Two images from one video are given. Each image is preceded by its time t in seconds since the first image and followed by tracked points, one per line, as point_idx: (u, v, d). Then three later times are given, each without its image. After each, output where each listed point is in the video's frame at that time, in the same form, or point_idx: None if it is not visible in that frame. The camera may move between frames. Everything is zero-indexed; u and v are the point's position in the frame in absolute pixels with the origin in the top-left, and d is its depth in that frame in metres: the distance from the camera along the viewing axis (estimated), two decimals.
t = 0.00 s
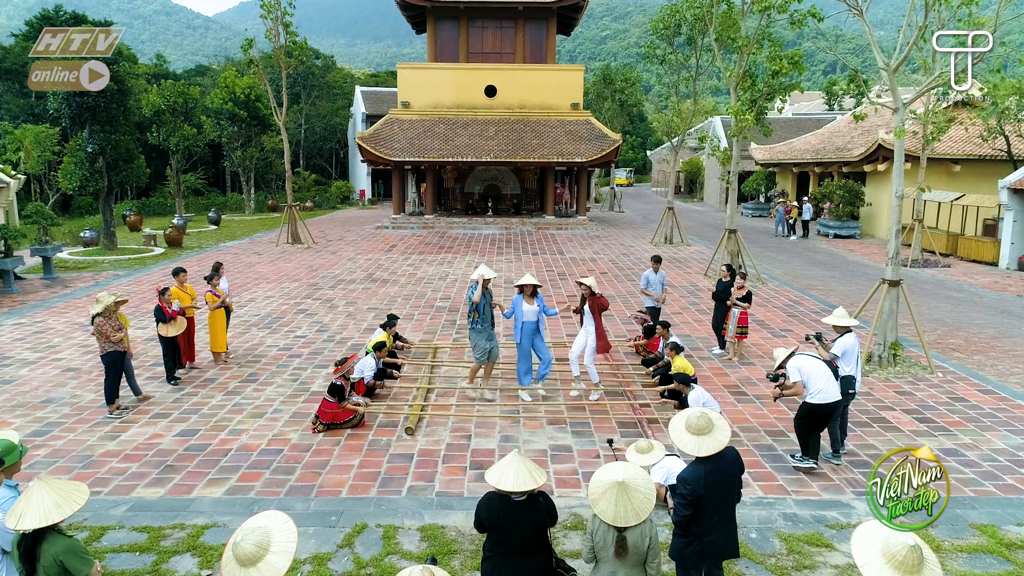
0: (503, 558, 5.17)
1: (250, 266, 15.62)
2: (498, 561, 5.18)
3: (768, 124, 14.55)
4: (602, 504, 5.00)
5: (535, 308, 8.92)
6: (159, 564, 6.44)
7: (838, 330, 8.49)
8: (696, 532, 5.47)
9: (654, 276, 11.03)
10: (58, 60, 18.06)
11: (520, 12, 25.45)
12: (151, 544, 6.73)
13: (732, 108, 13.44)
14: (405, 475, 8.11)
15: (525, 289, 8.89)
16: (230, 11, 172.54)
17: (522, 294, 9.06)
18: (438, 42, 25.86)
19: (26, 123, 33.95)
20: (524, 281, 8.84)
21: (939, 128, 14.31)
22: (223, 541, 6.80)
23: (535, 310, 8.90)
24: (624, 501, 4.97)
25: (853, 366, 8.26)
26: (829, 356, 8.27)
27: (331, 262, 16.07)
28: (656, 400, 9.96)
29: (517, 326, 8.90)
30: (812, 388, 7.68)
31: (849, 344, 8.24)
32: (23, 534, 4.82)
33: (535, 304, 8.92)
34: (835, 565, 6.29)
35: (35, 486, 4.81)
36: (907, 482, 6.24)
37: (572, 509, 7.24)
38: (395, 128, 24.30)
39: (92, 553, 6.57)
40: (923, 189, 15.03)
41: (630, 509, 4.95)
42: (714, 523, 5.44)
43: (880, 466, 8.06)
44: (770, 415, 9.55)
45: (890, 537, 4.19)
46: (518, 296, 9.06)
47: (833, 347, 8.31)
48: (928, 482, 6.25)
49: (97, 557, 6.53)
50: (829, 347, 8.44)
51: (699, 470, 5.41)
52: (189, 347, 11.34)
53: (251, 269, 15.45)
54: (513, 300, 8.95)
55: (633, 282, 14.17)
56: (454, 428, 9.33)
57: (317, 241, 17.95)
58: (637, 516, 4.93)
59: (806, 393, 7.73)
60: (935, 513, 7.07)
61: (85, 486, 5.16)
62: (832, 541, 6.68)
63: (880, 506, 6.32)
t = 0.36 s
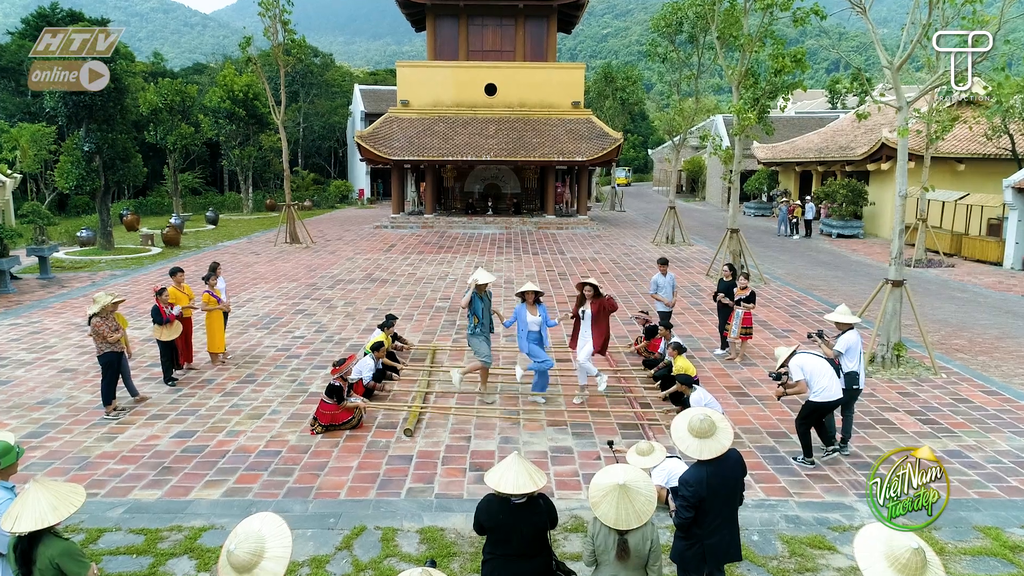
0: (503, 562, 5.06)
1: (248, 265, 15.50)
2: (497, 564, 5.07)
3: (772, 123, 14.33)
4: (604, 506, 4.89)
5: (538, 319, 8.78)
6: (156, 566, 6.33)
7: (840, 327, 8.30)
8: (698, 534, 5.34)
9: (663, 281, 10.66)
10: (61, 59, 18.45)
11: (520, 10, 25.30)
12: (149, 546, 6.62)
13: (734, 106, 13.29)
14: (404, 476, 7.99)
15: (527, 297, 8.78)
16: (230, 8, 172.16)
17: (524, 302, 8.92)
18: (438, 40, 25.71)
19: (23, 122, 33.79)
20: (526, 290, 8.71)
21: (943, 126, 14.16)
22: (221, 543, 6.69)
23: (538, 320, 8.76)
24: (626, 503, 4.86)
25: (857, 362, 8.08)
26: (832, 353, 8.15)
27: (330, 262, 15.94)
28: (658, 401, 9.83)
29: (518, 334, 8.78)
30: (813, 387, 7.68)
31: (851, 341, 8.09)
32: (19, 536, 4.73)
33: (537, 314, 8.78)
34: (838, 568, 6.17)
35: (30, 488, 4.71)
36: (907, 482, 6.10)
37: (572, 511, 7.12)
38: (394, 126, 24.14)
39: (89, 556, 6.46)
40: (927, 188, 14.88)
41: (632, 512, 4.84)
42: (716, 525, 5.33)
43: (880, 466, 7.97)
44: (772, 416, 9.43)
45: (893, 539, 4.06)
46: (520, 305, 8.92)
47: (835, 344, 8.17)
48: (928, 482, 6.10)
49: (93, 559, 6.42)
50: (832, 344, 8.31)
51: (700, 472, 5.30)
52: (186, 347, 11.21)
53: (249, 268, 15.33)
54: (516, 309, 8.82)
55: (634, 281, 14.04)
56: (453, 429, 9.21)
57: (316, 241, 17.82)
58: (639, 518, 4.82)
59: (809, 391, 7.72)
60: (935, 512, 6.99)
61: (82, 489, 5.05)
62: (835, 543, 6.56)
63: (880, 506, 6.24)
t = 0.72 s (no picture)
0: (499, 564, 4.98)
1: (245, 265, 15.38)
2: (494, 567, 4.98)
3: (774, 122, 14.16)
4: (600, 509, 4.79)
5: (533, 320, 8.61)
6: (152, 569, 6.23)
7: (836, 326, 8.27)
8: (696, 537, 5.23)
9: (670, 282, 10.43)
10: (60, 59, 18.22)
11: (520, 8, 25.15)
12: (145, 549, 6.52)
13: (735, 105, 13.15)
14: (401, 478, 7.88)
15: (521, 300, 8.64)
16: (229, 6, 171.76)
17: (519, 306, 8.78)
18: (438, 38, 25.58)
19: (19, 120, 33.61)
20: (519, 294, 8.59)
21: (945, 125, 14.02)
22: (217, 546, 6.58)
23: (532, 323, 8.59)
24: (623, 506, 4.76)
25: (851, 360, 8.12)
26: (830, 351, 8.08)
27: (328, 262, 15.83)
28: (657, 403, 9.72)
29: (513, 340, 8.62)
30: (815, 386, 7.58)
31: (848, 338, 8.06)
32: (13, 539, 4.63)
33: (531, 316, 8.62)
34: (837, 570, 6.07)
35: (24, 491, 4.62)
36: (907, 482, 6.50)
37: (571, 513, 7.01)
38: (393, 125, 24.00)
39: (84, 558, 6.36)
40: (929, 187, 14.73)
41: (629, 514, 4.74)
42: (715, 528, 5.22)
43: (880, 467, 7.88)
44: (773, 417, 9.32)
45: (891, 542, 3.99)
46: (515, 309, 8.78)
47: (832, 341, 8.10)
48: (928, 482, 6.48)
49: (88, 562, 6.32)
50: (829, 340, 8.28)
51: (699, 475, 5.19)
52: (183, 348, 11.09)
53: (247, 269, 15.21)
54: (510, 313, 8.69)
55: (634, 282, 13.92)
56: (451, 431, 9.10)
57: (313, 241, 17.69)
58: (636, 521, 4.72)
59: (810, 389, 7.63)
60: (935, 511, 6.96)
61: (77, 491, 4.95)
62: (834, 546, 6.45)
63: (881, 505, 6.62)
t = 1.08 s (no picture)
0: (494, 569, 4.88)
1: (242, 266, 15.26)
2: (488, 572, 4.88)
3: (775, 121, 14.01)
4: (596, 514, 4.69)
5: (532, 322, 8.49)
6: (145, 574, 6.11)
7: (831, 323, 8.60)
8: (690, 540, 5.11)
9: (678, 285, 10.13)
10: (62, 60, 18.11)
11: (519, 6, 24.99)
12: (139, 552, 6.41)
13: (736, 104, 13.00)
14: (398, 481, 7.76)
15: (520, 303, 8.50)
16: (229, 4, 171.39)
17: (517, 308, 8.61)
18: (437, 36, 25.45)
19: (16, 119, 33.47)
20: (518, 296, 8.44)
21: (948, 124, 13.88)
22: (212, 549, 6.47)
23: (532, 325, 8.47)
24: (619, 511, 4.66)
25: (847, 356, 8.46)
26: (828, 348, 8.42)
27: (326, 263, 15.71)
28: (657, 405, 9.60)
29: (511, 341, 8.48)
30: (819, 383, 7.53)
31: (844, 335, 8.39)
32: (3, 544, 4.53)
33: (531, 318, 8.49)
34: (837, 574, 5.96)
35: (16, 495, 4.54)
36: (907, 482, 6.44)
37: (569, 516, 6.89)
38: (392, 124, 23.87)
39: (77, 561, 6.25)
40: (932, 186, 14.59)
41: (625, 519, 4.65)
42: (710, 533, 5.08)
43: (879, 469, 7.77)
44: (773, 419, 9.20)
45: (885, 544, 3.88)
46: (512, 310, 8.61)
47: (829, 338, 8.40)
48: (928, 481, 6.39)
49: (82, 566, 6.21)
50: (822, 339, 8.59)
51: (696, 478, 5.07)
52: (179, 349, 10.97)
53: (244, 269, 15.09)
54: (508, 314, 8.54)
55: (634, 282, 13.80)
56: (449, 433, 8.98)
57: (311, 240, 17.57)
58: (632, 526, 4.64)
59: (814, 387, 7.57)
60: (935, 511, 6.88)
61: (68, 495, 4.87)
62: (834, 549, 6.34)
63: (880, 506, 6.57)
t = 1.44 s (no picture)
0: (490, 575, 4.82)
1: (239, 266, 15.14)
2: None
3: (776, 121, 13.86)
4: (593, 518, 4.66)
5: (533, 334, 8.34)
6: None
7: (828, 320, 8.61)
8: (683, 540, 5.01)
9: (686, 287, 9.63)
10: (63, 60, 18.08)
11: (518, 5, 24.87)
12: (133, 556, 6.29)
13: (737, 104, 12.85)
14: (395, 484, 7.64)
15: (521, 314, 8.35)
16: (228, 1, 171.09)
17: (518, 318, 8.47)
18: (435, 35, 25.30)
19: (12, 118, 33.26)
20: (519, 308, 8.30)
21: (951, 124, 13.74)
22: (207, 553, 6.35)
23: (533, 338, 8.33)
24: (616, 515, 4.62)
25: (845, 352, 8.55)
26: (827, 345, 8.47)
27: (323, 263, 15.58)
28: (656, 407, 9.47)
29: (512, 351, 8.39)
30: (822, 380, 7.50)
31: (842, 331, 8.44)
32: None
33: (532, 330, 8.35)
34: None
35: (7, 500, 4.50)
36: (907, 482, 6.48)
37: (567, 520, 6.76)
38: (390, 123, 23.73)
39: (71, 567, 6.13)
40: (935, 186, 14.46)
41: (622, 523, 4.61)
42: (704, 536, 4.97)
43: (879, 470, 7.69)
44: (773, 421, 9.08)
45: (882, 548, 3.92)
46: (514, 320, 8.49)
47: (828, 335, 8.44)
48: (928, 481, 6.42)
49: (75, 570, 6.09)
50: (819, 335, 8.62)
51: (696, 481, 4.96)
52: (174, 351, 10.84)
53: (241, 269, 14.96)
54: (509, 325, 8.43)
55: (634, 283, 13.67)
56: (447, 436, 8.85)
57: (309, 241, 17.44)
58: (629, 530, 4.59)
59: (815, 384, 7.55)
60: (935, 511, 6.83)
61: (60, 499, 4.87)
62: (834, 553, 6.22)
63: (880, 506, 6.61)
